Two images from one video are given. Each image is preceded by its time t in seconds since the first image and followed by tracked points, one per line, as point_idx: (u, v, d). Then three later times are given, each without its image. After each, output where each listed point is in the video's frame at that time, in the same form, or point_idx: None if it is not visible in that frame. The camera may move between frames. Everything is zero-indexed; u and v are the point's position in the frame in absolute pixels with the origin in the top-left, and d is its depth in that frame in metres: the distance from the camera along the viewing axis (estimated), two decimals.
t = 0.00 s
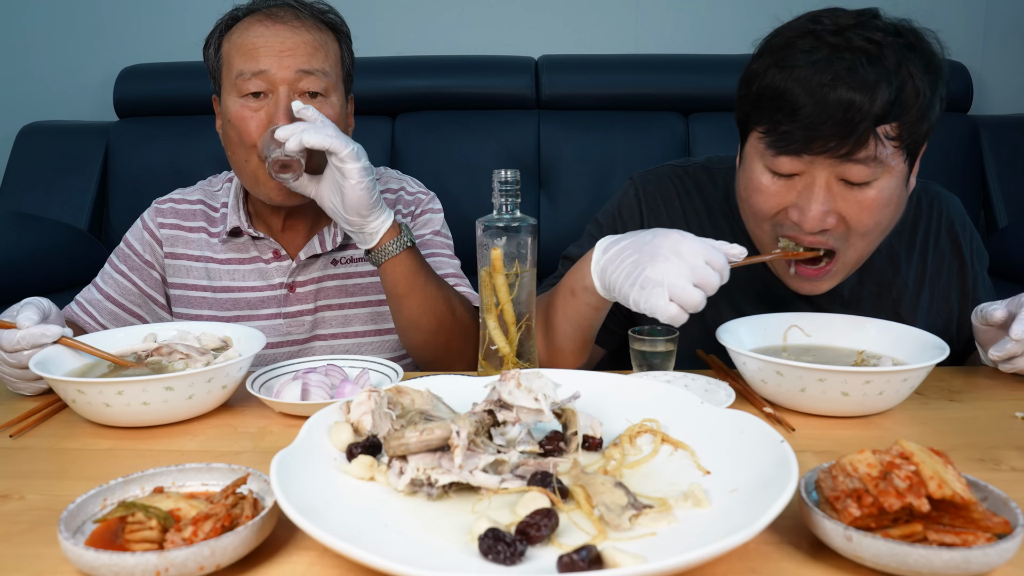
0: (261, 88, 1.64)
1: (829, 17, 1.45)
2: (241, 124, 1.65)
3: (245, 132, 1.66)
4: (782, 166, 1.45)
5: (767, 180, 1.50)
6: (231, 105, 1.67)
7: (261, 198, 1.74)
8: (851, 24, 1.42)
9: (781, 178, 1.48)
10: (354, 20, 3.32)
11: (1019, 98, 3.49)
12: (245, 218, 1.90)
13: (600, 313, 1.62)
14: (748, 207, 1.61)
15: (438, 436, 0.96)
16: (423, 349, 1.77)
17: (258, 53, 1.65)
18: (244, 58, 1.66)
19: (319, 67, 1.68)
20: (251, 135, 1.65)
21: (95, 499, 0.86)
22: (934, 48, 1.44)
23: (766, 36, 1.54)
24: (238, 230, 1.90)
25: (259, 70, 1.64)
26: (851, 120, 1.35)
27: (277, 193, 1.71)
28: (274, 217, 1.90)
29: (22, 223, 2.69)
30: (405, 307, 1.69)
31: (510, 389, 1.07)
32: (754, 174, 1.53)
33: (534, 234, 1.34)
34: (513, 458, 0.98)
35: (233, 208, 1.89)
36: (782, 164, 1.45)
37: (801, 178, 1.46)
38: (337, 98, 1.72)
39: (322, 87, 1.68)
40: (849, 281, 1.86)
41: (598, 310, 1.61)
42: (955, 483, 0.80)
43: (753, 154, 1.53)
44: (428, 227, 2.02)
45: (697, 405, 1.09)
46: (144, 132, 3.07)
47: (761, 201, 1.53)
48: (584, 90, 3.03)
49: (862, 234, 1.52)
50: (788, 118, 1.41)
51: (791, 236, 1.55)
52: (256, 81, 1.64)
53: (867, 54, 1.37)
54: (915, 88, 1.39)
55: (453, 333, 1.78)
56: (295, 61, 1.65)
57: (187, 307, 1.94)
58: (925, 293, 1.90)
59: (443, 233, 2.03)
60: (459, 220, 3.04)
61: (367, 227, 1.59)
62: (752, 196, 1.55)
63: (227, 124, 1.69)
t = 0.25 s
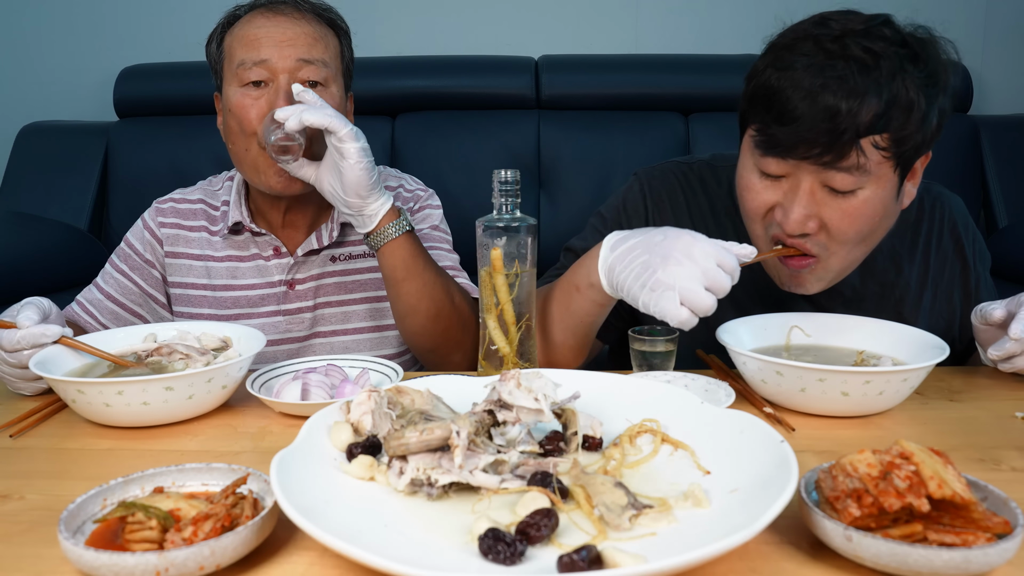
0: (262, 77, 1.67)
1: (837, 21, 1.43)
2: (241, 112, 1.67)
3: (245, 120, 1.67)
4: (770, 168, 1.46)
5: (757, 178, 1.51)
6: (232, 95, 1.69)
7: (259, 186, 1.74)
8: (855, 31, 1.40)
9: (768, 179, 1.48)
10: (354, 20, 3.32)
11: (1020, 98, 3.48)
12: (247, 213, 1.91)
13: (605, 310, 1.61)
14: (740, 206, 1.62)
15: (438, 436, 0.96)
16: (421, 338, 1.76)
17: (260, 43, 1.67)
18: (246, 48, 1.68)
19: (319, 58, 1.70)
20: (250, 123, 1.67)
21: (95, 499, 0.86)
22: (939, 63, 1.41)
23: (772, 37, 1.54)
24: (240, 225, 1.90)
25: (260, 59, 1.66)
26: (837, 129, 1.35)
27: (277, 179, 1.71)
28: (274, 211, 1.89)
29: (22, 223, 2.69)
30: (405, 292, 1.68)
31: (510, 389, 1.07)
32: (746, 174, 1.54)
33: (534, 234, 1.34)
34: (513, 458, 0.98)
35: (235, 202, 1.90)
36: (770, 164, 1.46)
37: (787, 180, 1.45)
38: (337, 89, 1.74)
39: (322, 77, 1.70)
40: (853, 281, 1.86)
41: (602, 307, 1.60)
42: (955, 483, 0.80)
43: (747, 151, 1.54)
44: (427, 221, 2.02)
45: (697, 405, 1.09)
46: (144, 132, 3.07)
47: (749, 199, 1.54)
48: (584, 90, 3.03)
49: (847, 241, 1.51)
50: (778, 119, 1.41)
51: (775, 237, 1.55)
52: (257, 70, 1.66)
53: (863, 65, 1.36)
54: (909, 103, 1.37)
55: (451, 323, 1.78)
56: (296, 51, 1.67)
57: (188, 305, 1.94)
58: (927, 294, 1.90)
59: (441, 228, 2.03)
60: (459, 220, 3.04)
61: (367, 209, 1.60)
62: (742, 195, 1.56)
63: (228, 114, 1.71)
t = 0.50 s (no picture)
0: (263, 68, 1.70)
1: (822, 37, 1.39)
2: (242, 102, 1.69)
3: (245, 110, 1.70)
4: (778, 197, 1.46)
5: (765, 205, 1.52)
6: (233, 87, 1.72)
7: (258, 175, 1.75)
8: (844, 48, 1.36)
9: (777, 206, 1.49)
10: (354, 20, 3.32)
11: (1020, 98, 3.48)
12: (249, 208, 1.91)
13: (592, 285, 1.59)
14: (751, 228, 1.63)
15: (438, 436, 0.96)
16: (420, 324, 1.75)
17: (261, 37, 1.71)
18: (247, 42, 1.72)
19: (319, 51, 1.74)
20: (250, 113, 1.69)
21: (95, 499, 0.86)
22: (931, 63, 1.39)
23: (759, 55, 1.50)
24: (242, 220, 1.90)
25: (262, 51, 1.70)
26: (844, 158, 1.34)
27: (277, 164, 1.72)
28: (273, 206, 1.89)
29: (22, 223, 2.69)
30: (404, 277, 1.69)
31: (510, 389, 1.07)
32: (753, 200, 1.54)
33: (534, 234, 1.34)
34: (513, 458, 0.98)
35: (238, 198, 1.90)
36: (778, 194, 1.46)
37: (797, 207, 1.46)
38: (336, 82, 1.78)
39: (321, 68, 1.73)
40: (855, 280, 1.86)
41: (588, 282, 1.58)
42: (955, 483, 0.80)
43: (751, 177, 1.54)
44: (425, 216, 2.02)
45: (697, 405, 1.09)
46: (144, 132, 3.07)
47: (760, 223, 1.56)
48: (584, 90, 3.03)
49: (862, 252, 1.53)
50: (780, 151, 1.40)
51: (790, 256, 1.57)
52: (258, 61, 1.70)
53: (858, 87, 1.33)
54: (909, 113, 1.36)
55: (451, 311, 1.78)
56: (296, 43, 1.71)
57: (189, 304, 1.94)
58: (928, 293, 1.90)
59: (440, 222, 2.03)
60: (458, 220, 3.04)
61: (367, 192, 1.61)
62: (753, 220, 1.57)
63: (229, 106, 1.73)
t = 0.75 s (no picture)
0: (265, 60, 1.71)
1: (825, 41, 1.40)
2: (243, 95, 1.70)
3: (247, 102, 1.70)
4: (796, 202, 1.45)
5: (780, 210, 1.52)
6: (235, 80, 1.73)
7: (257, 166, 1.74)
8: (852, 50, 1.37)
9: (794, 211, 1.49)
10: (354, 20, 3.32)
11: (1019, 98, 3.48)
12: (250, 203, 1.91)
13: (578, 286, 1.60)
14: (761, 234, 1.63)
15: (438, 436, 0.96)
16: (420, 310, 1.76)
17: (262, 30, 1.73)
18: (248, 36, 1.73)
19: (319, 44, 1.75)
20: (251, 104, 1.70)
21: (95, 499, 0.86)
22: (933, 61, 1.41)
23: (763, 60, 1.49)
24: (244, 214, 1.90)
25: (263, 44, 1.71)
26: (868, 160, 1.33)
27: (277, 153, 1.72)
28: (273, 201, 1.90)
29: (22, 223, 2.69)
30: (404, 260, 1.70)
31: (510, 389, 1.07)
32: (766, 205, 1.54)
33: (534, 234, 1.34)
34: (513, 458, 0.98)
35: (239, 194, 1.90)
36: (796, 199, 1.45)
37: (814, 211, 1.46)
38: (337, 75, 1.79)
39: (322, 60, 1.74)
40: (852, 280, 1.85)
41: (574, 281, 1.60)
42: (956, 483, 0.80)
43: (763, 183, 1.53)
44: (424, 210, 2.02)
45: (697, 405, 1.09)
46: (144, 132, 3.07)
47: (775, 230, 1.55)
48: (584, 90, 3.03)
49: (876, 251, 1.54)
50: (799, 157, 1.39)
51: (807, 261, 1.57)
52: (259, 54, 1.71)
53: (875, 87, 1.32)
54: (922, 111, 1.37)
55: (451, 298, 1.78)
56: (297, 37, 1.73)
57: (189, 303, 1.94)
58: (926, 291, 1.90)
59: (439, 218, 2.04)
60: (458, 220, 3.04)
61: (366, 174, 1.63)
62: (765, 226, 1.57)
63: (230, 101, 1.74)
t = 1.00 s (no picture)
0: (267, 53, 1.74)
1: (825, 34, 1.40)
2: (244, 87, 1.72)
3: (248, 93, 1.72)
4: (794, 194, 1.45)
5: (777, 202, 1.50)
6: (236, 73, 1.75)
7: (258, 156, 1.76)
8: (851, 44, 1.37)
9: (791, 203, 1.48)
10: (354, 20, 3.32)
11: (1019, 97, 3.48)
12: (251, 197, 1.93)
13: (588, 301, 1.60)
14: (757, 226, 1.62)
15: (438, 436, 0.96)
16: (420, 292, 1.74)
17: (264, 26, 1.76)
18: (251, 32, 1.76)
19: (321, 40, 1.78)
20: (252, 95, 1.72)
21: (95, 499, 0.86)
22: (931, 56, 1.41)
23: (761, 53, 1.49)
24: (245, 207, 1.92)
25: (265, 38, 1.74)
26: (866, 152, 1.33)
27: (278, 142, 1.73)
28: (272, 194, 1.89)
29: (23, 224, 2.70)
30: (405, 242, 1.70)
31: (510, 389, 1.07)
32: (762, 197, 1.53)
33: (534, 234, 1.34)
34: (513, 458, 0.98)
35: (240, 188, 1.91)
36: (794, 190, 1.44)
37: (812, 203, 1.46)
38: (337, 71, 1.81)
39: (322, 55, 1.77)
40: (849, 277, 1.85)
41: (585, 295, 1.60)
42: (955, 483, 0.80)
43: (760, 175, 1.52)
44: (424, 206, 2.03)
45: (697, 404, 1.09)
46: (144, 132, 3.07)
47: (771, 221, 1.54)
48: (583, 90, 3.03)
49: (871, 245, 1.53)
50: (798, 148, 1.38)
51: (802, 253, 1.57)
52: (261, 48, 1.74)
53: (873, 80, 1.33)
54: (920, 105, 1.37)
55: (451, 282, 1.77)
56: (299, 32, 1.76)
57: (190, 301, 1.94)
58: (923, 288, 1.89)
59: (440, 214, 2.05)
60: (458, 220, 3.04)
61: (365, 156, 1.64)
62: (760, 217, 1.56)
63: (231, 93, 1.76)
